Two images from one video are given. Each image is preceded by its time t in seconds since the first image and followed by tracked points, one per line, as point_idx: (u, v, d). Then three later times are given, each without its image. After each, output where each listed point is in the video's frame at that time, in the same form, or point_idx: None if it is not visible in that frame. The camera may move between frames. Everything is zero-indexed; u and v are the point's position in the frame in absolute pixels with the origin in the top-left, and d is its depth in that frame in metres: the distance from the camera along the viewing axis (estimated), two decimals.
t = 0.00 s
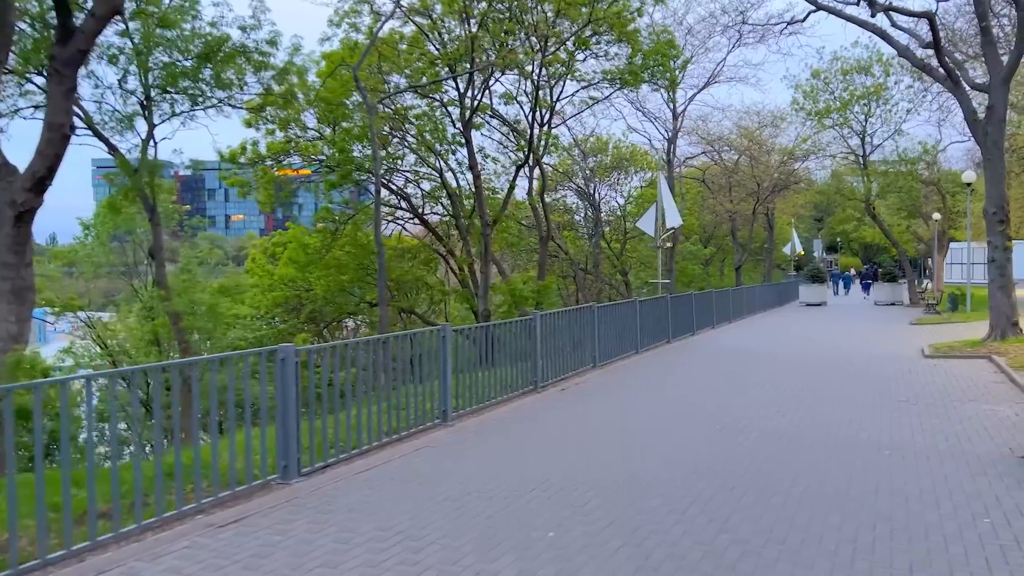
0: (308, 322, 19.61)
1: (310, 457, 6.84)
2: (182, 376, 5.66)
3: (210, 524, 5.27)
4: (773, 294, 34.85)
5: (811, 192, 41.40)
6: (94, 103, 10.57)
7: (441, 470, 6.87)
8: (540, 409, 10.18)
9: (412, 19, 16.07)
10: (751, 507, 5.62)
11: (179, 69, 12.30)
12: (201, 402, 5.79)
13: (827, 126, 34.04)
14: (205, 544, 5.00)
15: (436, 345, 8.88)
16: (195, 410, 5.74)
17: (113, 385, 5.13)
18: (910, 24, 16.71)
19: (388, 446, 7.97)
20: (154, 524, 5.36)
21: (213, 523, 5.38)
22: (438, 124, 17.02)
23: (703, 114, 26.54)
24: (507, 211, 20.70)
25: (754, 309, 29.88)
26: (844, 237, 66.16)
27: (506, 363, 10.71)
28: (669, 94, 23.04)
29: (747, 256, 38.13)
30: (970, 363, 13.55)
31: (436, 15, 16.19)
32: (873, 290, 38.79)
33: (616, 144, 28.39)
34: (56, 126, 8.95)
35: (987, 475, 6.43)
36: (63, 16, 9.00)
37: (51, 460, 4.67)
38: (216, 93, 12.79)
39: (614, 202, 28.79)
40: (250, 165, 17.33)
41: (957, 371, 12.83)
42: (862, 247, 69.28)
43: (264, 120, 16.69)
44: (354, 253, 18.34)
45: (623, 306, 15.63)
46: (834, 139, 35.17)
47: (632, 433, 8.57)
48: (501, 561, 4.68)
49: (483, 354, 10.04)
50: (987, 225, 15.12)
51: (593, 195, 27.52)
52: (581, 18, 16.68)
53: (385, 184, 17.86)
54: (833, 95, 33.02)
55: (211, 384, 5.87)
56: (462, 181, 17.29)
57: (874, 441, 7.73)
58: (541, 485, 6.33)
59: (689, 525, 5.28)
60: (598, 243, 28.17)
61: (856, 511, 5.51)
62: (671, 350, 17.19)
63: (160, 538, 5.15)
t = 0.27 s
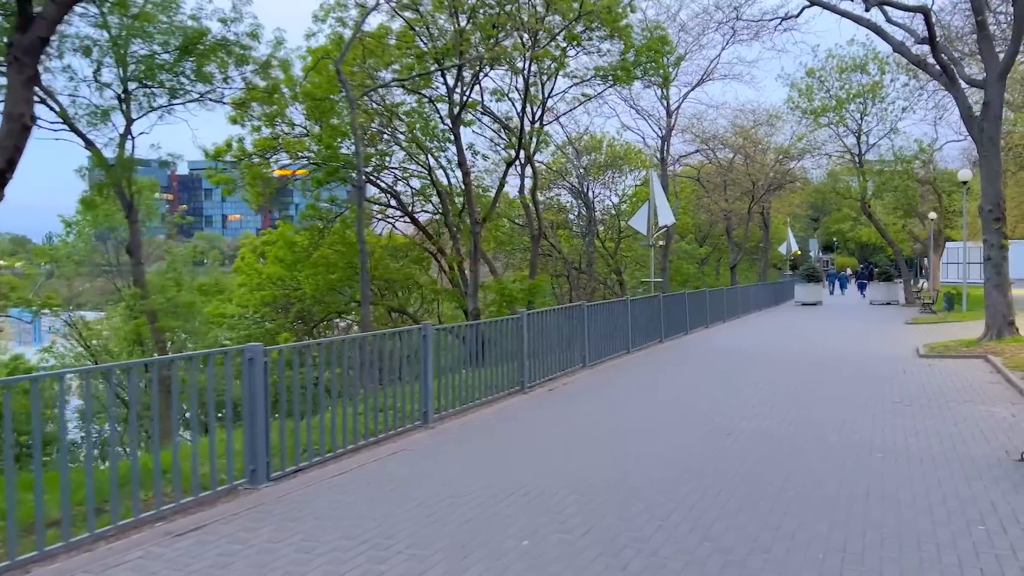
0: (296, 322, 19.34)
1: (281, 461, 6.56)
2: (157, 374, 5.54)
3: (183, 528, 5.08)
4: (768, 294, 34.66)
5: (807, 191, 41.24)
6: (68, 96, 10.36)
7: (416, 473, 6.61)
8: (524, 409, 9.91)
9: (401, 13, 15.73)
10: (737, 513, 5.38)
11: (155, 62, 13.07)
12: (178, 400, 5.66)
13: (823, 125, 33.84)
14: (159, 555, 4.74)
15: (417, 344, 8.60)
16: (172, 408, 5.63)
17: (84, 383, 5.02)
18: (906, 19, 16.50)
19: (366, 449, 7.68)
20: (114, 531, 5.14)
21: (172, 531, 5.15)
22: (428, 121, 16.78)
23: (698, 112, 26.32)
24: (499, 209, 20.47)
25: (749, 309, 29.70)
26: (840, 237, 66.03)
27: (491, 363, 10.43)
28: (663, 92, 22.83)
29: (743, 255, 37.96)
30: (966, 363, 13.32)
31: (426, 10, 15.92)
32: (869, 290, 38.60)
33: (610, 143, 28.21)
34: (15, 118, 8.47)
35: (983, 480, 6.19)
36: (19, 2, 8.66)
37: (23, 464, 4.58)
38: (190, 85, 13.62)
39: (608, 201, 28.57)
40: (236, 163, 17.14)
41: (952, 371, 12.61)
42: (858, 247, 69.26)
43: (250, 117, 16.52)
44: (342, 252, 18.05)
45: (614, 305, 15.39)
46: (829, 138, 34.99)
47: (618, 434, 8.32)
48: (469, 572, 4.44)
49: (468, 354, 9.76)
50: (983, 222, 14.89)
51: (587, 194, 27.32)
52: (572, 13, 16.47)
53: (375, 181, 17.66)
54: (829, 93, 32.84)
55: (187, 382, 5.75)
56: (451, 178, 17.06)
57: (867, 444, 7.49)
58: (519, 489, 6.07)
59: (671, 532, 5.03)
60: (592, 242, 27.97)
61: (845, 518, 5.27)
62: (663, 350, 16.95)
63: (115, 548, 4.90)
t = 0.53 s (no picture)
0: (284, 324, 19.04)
1: (250, 473, 6.29)
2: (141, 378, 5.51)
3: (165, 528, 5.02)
4: (764, 295, 34.45)
5: (803, 192, 41.03)
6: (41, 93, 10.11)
7: (391, 484, 6.36)
8: (510, 414, 9.64)
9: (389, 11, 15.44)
10: (723, 531, 5.13)
11: (139, 59, 14.22)
12: (155, 404, 5.63)
13: (819, 124, 33.61)
14: None
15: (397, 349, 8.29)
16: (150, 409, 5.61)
17: (60, 388, 4.97)
18: (903, 17, 16.25)
19: (343, 459, 7.40)
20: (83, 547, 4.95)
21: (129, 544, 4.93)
22: (416, 119, 16.44)
23: (693, 112, 26.07)
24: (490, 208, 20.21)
25: (744, 310, 29.48)
26: (837, 237, 65.86)
27: (477, 368, 10.12)
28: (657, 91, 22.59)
29: (738, 256, 37.73)
30: (963, 367, 13.08)
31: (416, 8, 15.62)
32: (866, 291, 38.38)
33: (605, 143, 27.99)
34: None
35: (982, 493, 5.94)
36: None
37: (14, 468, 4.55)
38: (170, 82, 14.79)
39: (602, 202, 28.33)
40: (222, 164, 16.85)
41: (949, 375, 12.37)
42: (855, 247, 69.09)
43: (236, 117, 16.31)
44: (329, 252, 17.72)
45: (605, 307, 15.14)
46: (825, 137, 34.76)
47: (605, 441, 8.07)
48: None
49: (454, 358, 9.48)
50: (980, 224, 14.64)
51: (581, 195, 27.08)
52: (562, 10, 16.20)
53: (366, 182, 17.43)
54: (825, 93, 32.62)
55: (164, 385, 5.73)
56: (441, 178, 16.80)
57: (860, 453, 7.25)
58: (498, 501, 5.83)
59: (653, 552, 4.78)
60: (586, 243, 27.73)
61: (838, 536, 5.02)
62: (656, 352, 16.70)
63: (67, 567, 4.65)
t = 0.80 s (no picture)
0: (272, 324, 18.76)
1: (221, 477, 6.02)
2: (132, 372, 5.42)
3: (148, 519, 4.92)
4: (760, 294, 34.26)
5: (800, 191, 40.84)
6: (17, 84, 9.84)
7: (370, 487, 6.10)
8: (499, 414, 9.37)
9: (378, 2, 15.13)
10: (714, 538, 4.88)
11: (119, 49, 14.88)
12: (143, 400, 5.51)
13: (815, 122, 33.41)
14: None
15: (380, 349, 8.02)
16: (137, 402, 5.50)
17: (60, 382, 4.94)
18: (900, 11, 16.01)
19: (322, 461, 7.12)
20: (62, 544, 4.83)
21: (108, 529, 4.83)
22: (406, 114, 16.14)
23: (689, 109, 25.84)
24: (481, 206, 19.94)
25: (740, 309, 29.29)
26: (834, 236, 65.70)
27: (466, 367, 9.88)
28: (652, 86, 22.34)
29: (734, 255, 37.56)
30: (961, 366, 12.83)
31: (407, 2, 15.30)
32: (863, 290, 38.18)
33: (600, 140, 27.77)
34: None
35: (984, 497, 5.69)
36: None
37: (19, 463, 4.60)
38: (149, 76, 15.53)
39: (597, 200, 28.12)
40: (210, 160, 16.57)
41: (948, 375, 12.13)
42: (853, 247, 68.92)
43: (224, 112, 16.08)
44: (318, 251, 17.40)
45: (598, 305, 14.90)
46: (822, 135, 34.55)
47: (594, 442, 7.81)
48: None
49: (441, 357, 9.21)
50: (979, 221, 14.39)
51: (576, 193, 26.85)
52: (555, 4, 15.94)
53: (356, 178, 17.16)
54: (821, 90, 32.42)
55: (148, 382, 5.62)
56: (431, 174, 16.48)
57: (857, 454, 7.00)
58: (479, 505, 5.58)
59: (639, 560, 4.53)
60: (581, 242, 27.51)
61: (834, 543, 4.77)
62: (650, 352, 16.46)
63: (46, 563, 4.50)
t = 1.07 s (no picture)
0: (259, 325, 18.30)
1: (188, 489, 5.71)
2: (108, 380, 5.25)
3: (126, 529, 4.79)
4: (755, 294, 34.03)
5: (796, 191, 40.65)
6: None
7: (345, 500, 5.82)
8: (486, 420, 9.06)
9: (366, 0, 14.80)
10: (704, 557, 4.61)
11: (96, 45, 14.81)
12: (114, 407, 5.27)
13: (811, 121, 33.18)
14: None
15: (361, 354, 7.69)
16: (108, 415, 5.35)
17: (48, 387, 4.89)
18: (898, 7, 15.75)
19: (297, 472, 6.80)
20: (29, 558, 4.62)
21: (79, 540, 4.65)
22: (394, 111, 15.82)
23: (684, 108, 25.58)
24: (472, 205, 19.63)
25: (736, 310, 29.07)
26: (829, 237, 65.55)
27: (452, 371, 9.56)
28: (647, 85, 22.07)
29: (730, 255, 37.35)
30: (960, 369, 12.58)
31: None
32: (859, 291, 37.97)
33: (594, 140, 27.53)
34: None
35: (989, 511, 5.42)
36: None
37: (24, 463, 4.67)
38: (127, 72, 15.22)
39: (591, 200, 27.88)
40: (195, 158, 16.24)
41: (947, 378, 11.87)
42: (849, 247, 68.81)
43: (207, 110, 15.74)
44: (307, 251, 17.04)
45: (591, 307, 14.60)
46: (818, 135, 34.33)
47: (582, 450, 7.53)
48: None
49: (426, 362, 8.90)
50: (978, 221, 14.13)
51: (570, 193, 26.60)
52: None
53: (344, 176, 16.85)
54: (817, 89, 32.20)
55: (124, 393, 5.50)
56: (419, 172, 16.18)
57: (854, 464, 6.74)
58: (458, 520, 5.31)
59: None
60: (575, 242, 27.27)
61: (831, 562, 4.50)
62: (643, 354, 16.19)
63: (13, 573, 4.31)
